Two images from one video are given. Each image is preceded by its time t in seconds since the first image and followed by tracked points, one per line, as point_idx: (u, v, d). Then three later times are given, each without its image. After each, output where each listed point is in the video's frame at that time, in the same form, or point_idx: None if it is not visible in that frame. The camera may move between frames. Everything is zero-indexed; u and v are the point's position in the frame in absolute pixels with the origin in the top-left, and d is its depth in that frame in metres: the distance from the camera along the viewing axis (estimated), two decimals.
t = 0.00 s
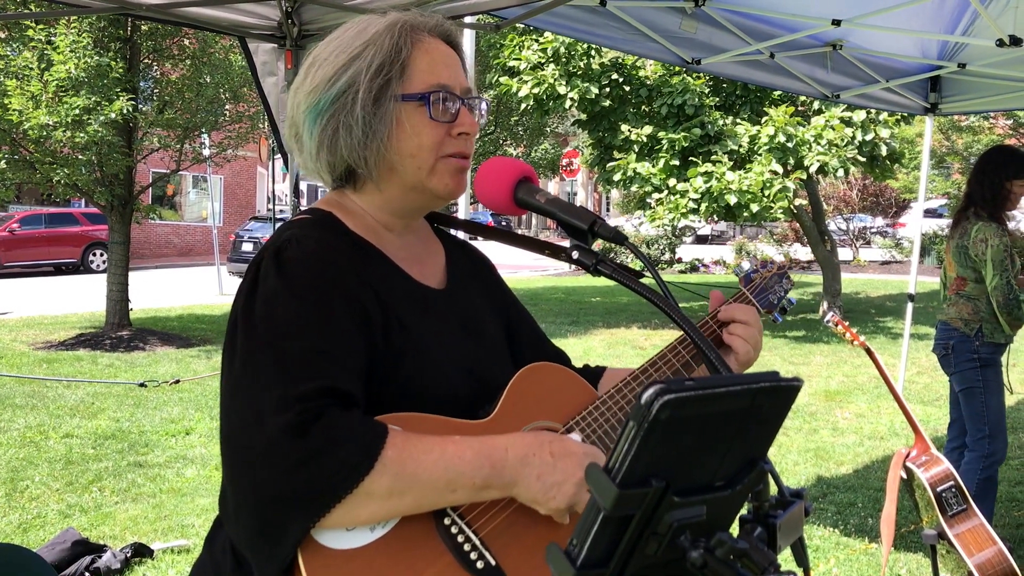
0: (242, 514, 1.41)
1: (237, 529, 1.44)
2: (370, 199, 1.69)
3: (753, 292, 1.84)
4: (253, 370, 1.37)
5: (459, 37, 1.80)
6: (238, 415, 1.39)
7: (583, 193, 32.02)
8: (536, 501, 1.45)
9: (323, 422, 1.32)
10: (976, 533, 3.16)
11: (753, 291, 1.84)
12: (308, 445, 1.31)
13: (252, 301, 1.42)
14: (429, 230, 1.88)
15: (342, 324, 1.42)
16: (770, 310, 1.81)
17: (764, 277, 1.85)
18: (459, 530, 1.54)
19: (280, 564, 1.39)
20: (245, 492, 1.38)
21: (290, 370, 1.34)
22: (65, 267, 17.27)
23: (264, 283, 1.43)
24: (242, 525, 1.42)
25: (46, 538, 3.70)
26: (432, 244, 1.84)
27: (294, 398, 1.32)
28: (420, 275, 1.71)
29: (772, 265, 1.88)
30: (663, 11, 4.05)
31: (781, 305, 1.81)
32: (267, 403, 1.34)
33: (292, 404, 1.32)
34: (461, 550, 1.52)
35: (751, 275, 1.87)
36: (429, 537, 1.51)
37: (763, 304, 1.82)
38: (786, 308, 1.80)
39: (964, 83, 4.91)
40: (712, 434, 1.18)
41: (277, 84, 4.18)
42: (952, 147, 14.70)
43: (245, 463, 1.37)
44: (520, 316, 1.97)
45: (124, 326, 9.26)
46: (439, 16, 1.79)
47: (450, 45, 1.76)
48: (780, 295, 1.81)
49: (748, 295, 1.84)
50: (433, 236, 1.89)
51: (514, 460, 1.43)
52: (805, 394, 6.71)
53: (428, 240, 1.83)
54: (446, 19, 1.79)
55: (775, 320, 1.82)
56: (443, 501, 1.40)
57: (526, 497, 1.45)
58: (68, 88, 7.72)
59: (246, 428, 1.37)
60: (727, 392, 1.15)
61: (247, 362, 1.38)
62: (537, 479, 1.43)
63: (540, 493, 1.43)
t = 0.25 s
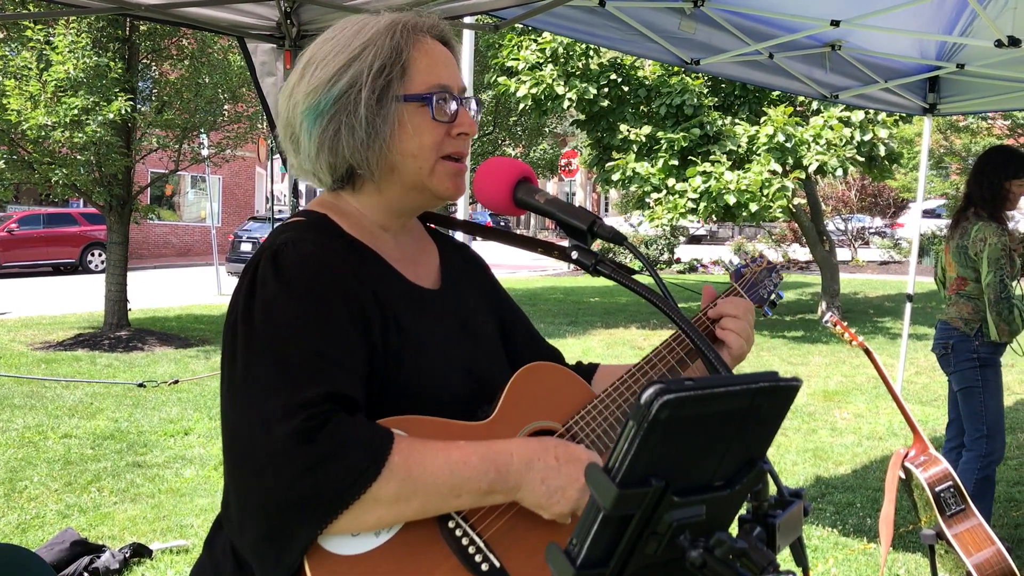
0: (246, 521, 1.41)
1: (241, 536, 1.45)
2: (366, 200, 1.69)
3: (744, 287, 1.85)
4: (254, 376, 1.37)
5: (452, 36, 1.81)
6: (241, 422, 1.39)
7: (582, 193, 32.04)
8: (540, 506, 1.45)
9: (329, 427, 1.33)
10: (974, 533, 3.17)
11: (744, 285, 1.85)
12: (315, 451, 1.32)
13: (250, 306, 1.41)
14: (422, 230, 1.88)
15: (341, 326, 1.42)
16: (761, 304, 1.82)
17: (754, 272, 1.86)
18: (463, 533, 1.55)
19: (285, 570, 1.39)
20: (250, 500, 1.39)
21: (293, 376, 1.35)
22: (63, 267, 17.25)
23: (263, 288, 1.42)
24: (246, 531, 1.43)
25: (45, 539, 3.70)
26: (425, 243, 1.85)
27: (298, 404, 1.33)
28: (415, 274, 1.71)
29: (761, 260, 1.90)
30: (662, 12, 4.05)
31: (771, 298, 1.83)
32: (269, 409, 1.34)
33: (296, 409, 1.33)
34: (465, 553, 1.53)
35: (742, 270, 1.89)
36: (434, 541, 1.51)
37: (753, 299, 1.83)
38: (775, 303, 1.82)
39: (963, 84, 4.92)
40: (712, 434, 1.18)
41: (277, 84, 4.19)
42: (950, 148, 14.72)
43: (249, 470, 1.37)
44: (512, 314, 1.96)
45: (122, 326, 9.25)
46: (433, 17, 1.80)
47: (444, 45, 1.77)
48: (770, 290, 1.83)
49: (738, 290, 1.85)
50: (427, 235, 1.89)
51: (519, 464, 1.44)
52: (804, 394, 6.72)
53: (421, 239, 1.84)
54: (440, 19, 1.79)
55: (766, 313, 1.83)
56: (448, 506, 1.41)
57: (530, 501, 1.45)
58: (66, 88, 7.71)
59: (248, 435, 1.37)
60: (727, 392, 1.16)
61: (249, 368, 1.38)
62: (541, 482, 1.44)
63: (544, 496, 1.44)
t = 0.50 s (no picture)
0: (251, 522, 1.42)
1: (246, 537, 1.45)
2: (367, 200, 1.70)
3: (741, 281, 1.86)
4: (257, 378, 1.37)
5: (449, 36, 1.81)
6: (244, 425, 1.39)
7: (584, 193, 32.05)
8: (545, 501, 1.45)
9: (334, 428, 1.33)
10: (977, 533, 3.15)
11: (741, 280, 1.86)
12: (321, 451, 1.33)
13: (251, 309, 1.41)
14: (420, 229, 1.88)
15: (342, 327, 1.42)
16: (759, 299, 1.84)
17: (751, 267, 1.87)
18: (469, 531, 1.55)
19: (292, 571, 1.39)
20: (256, 501, 1.39)
21: (297, 378, 1.35)
22: (65, 268, 17.25)
23: (263, 291, 1.42)
24: (251, 532, 1.43)
25: (48, 539, 3.70)
26: (422, 242, 1.85)
27: (303, 405, 1.33)
28: (414, 274, 1.71)
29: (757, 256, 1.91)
30: (664, 12, 4.05)
31: (767, 293, 1.84)
32: (273, 412, 1.35)
33: (301, 411, 1.33)
34: (472, 551, 1.54)
35: (738, 266, 1.90)
36: (440, 539, 1.52)
37: (751, 294, 1.84)
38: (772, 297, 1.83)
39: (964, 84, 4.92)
40: (716, 433, 1.19)
41: (279, 85, 4.20)
42: (952, 148, 14.72)
43: (253, 471, 1.38)
44: (510, 312, 1.96)
45: (124, 327, 9.25)
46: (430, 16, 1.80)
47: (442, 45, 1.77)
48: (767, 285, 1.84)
49: (736, 284, 1.86)
50: (424, 234, 1.89)
51: (523, 460, 1.43)
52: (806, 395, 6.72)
53: (419, 238, 1.84)
54: (438, 18, 1.79)
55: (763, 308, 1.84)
56: (454, 504, 1.41)
57: (535, 496, 1.45)
58: (68, 88, 7.71)
59: (253, 438, 1.37)
60: (732, 391, 1.16)
61: (251, 371, 1.38)
62: (546, 477, 1.43)
63: (550, 492, 1.44)
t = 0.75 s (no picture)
0: (256, 524, 1.41)
1: (249, 539, 1.45)
2: (370, 201, 1.70)
3: (744, 282, 1.86)
4: (260, 380, 1.37)
5: (453, 36, 1.82)
6: (248, 426, 1.39)
7: (587, 193, 32.04)
8: (549, 503, 1.48)
9: (339, 429, 1.33)
10: (982, 533, 3.17)
11: (744, 281, 1.86)
12: (326, 452, 1.32)
13: (253, 311, 1.41)
14: (421, 230, 1.88)
15: (345, 329, 1.43)
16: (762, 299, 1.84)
17: (752, 268, 1.88)
18: (473, 533, 1.56)
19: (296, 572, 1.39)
20: (260, 503, 1.39)
21: (300, 379, 1.35)
22: (69, 269, 17.28)
23: (266, 292, 1.42)
24: (255, 534, 1.43)
25: (53, 539, 3.71)
26: (424, 243, 1.85)
27: (307, 407, 1.33)
28: (416, 276, 1.71)
29: (759, 256, 1.92)
30: (668, 12, 4.05)
31: (769, 294, 1.84)
32: (277, 413, 1.34)
33: (305, 413, 1.33)
34: (476, 553, 1.54)
35: (740, 266, 1.90)
36: (443, 541, 1.52)
37: (754, 294, 1.85)
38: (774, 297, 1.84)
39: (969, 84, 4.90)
40: (722, 433, 1.19)
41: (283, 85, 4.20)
42: (956, 148, 14.68)
43: (257, 473, 1.38)
44: (510, 314, 1.96)
45: (128, 328, 9.26)
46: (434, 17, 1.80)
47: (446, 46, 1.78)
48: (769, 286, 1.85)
49: (739, 285, 1.86)
50: (425, 235, 1.89)
51: (527, 464, 1.45)
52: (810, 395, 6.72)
53: (420, 239, 1.85)
54: (441, 19, 1.79)
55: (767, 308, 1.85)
56: (459, 507, 1.42)
57: (538, 499, 1.47)
58: (73, 89, 7.72)
59: (256, 439, 1.37)
60: (738, 391, 1.16)
61: (254, 373, 1.38)
62: (550, 481, 1.46)
63: (554, 494, 1.47)
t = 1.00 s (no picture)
0: (264, 523, 1.42)
1: (258, 538, 1.45)
2: (374, 201, 1.70)
3: (748, 279, 1.86)
4: (268, 381, 1.37)
5: (459, 38, 1.81)
6: (256, 426, 1.39)
7: (593, 194, 32.03)
8: (556, 503, 1.47)
9: (347, 429, 1.34)
10: (990, 534, 3.14)
11: (748, 279, 1.86)
12: (334, 452, 1.33)
13: (259, 311, 1.42)
14: (425, 230, 1.88)
15: (350, 329, 1.43)
16: (766, 298, 1.84)
17: (756, 265, 1.87)
18: (481, 532, 1.56)
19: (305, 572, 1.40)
20: (268, 503, 1.39)
21: (307, 379, 1.35)
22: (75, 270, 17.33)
23: (273, 293, 1.42)
24: (264, 534, 1.43)
25: (61, 539, 3.72)
26: (428, 243, 1.85)
27: (315, 406, 1.33)
28: (422, 276, 1.72)
29: (763, 253, 1.92)
30: (674, 12, 4.05)
31: (773, 292, 1.84)
32: (285, 413, 1.35)
33: (312, 413, 1.33)
34: (484, 552, 1.55)
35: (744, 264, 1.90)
36: (452, 540, 1.53)
37: (758, 292, 1.85)
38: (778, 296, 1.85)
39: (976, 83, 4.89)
40: (730, 433, 1.18)
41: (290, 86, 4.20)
42: (963, 147, 14.64)
43: (266, 473, 1.38)
44: (516, 315, 1.96)
45: (135, 328, 9.28)
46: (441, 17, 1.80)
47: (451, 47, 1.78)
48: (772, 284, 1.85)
49: (743, 283, 1.86)
50: (429, 236, 1.89)
51: (534, 464, 1.44)
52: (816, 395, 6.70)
53: (425, 240, 1.85)
54: (447, 20, 1.79)
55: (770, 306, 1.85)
56: (467, 506, 1.42)
57: (546, 499, 1.47)
58: (80, 91, 7.74)
59: (264, 440, 1.37)
60: (746, 391, 1.16)
61: (261, 374, 1.38)
62: (558, 480, 1.45)
63: (562, 494, 1.46)
